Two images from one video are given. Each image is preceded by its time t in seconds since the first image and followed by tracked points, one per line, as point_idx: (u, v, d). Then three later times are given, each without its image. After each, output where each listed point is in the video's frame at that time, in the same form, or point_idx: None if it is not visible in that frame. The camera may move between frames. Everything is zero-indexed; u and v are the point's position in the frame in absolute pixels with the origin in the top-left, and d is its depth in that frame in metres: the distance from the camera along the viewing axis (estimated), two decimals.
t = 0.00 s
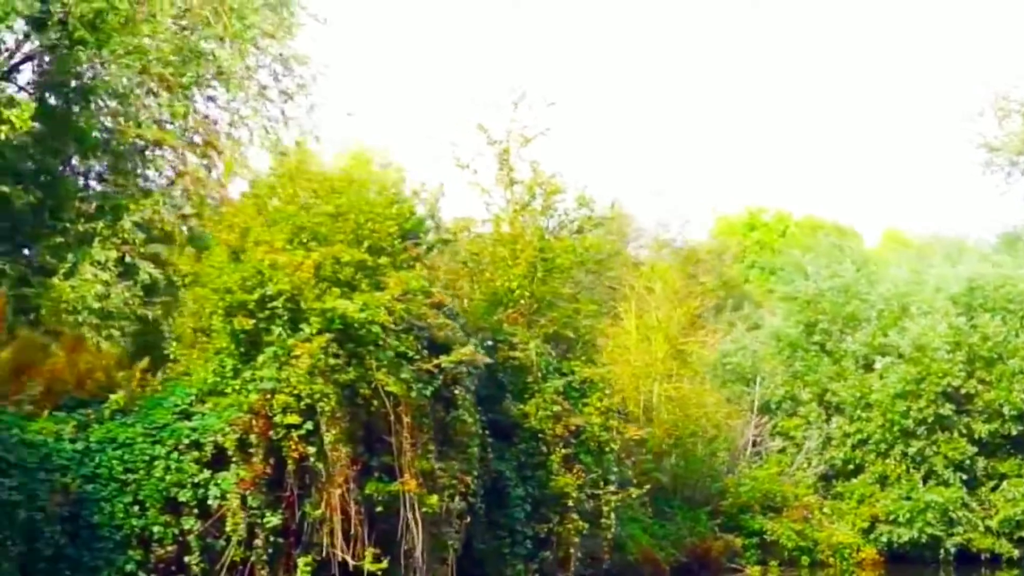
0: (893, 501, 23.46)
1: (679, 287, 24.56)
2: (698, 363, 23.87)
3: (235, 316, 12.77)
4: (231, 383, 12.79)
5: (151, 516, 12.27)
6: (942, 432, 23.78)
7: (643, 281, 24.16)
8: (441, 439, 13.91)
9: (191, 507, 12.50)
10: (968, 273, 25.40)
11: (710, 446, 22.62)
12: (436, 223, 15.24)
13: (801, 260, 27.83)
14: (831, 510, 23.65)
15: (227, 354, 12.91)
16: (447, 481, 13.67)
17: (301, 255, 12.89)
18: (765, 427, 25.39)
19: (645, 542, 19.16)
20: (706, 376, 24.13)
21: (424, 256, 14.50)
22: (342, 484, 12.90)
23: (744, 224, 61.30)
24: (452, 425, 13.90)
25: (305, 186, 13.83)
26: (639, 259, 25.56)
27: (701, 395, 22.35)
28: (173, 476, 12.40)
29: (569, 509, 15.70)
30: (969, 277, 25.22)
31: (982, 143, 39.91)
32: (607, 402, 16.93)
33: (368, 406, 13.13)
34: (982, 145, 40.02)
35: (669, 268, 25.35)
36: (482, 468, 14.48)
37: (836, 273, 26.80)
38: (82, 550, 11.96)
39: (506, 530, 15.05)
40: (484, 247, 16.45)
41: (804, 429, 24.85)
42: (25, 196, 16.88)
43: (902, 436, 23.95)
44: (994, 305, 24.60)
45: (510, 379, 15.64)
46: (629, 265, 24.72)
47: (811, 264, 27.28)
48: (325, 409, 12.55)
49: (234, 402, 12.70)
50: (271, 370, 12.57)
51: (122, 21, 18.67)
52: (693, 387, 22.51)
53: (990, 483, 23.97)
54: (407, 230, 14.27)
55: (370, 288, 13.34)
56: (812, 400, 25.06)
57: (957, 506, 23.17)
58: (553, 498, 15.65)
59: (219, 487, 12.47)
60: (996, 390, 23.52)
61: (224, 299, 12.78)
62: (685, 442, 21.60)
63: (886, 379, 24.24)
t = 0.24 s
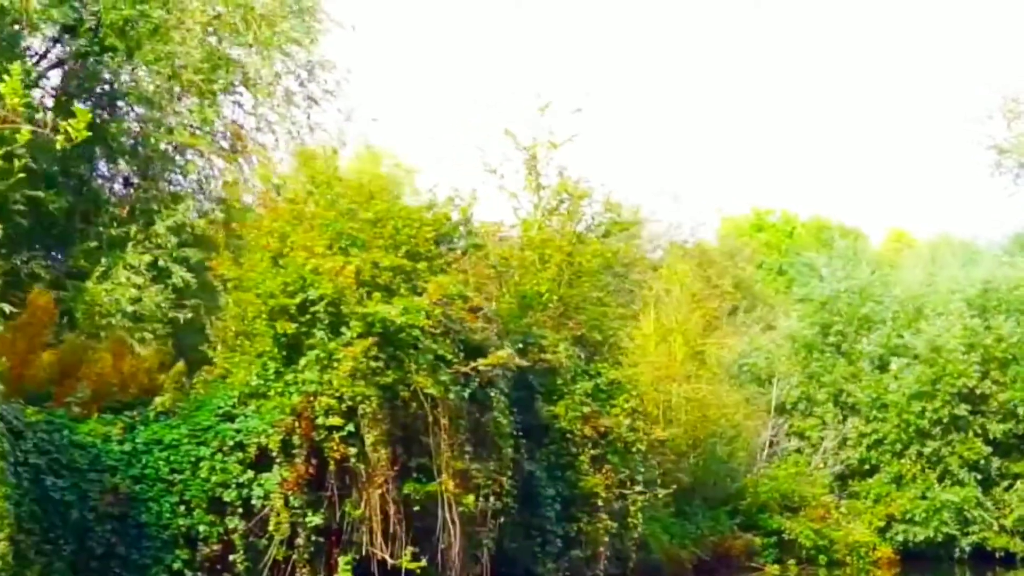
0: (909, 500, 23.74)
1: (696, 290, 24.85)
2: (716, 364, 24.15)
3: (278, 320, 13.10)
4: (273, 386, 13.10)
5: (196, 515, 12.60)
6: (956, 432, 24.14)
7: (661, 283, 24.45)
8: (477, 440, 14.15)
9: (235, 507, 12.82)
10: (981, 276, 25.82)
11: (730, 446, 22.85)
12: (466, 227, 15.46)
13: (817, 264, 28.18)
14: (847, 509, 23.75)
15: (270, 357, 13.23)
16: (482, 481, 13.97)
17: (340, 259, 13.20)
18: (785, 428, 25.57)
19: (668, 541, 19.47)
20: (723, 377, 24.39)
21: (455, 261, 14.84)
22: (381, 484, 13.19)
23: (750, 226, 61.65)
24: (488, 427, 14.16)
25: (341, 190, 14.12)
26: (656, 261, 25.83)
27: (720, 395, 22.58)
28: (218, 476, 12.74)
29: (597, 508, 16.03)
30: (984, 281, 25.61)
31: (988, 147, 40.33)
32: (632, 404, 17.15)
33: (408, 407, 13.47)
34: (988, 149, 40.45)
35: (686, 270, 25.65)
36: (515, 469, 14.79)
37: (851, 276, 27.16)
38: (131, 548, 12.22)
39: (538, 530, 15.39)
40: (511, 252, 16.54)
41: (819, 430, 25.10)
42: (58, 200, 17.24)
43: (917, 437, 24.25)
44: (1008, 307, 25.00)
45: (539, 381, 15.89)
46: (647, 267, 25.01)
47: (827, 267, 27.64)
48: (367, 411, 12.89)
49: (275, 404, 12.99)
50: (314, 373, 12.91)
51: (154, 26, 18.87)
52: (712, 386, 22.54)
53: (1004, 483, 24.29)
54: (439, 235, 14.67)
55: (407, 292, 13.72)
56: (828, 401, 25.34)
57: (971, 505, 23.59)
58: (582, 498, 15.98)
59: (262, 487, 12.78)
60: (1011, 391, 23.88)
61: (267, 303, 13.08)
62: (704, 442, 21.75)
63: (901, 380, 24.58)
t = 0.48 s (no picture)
0: (926, 500, 24.07)
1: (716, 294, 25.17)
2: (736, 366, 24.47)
3: (325, 326, 13.56)
4: (322, 390, 13.51)
5: (248, 516, 12.95)
6: (973, 434, 24.48)
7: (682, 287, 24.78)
8: (517, 442, 14.53)
9: (285, 508, 13.17)
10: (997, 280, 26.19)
11: (751, 448, 23.14)
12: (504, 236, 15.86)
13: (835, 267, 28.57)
14: (865, 510, 24.07)
15: (318, 362, 13.66)
16: (522, 483, 14.30)
17: (386, 267, 13.60)
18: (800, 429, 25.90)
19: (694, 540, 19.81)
20: (743, 379, 24.71)
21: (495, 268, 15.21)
22: (425, 486, 13.54)
23: (758, 228, 62.03)
24: (527, 429, 14.55)
25: (385, 199, 14.57)
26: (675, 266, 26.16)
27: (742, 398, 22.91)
28: (269, 478, 13.08)
29: (630, 508, 16.41)
30: (1001, 284, 25.98)
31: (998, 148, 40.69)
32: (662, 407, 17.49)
33: (451, 411, 13.84)
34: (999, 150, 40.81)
35: (706, 274, 25.98)
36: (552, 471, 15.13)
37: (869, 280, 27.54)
38: (186, 548, 12.53)
39: (574, 530, 15.73)
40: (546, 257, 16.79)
41: (836, 432, 25.41)
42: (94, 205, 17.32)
43: (934, 438, 24.58)
44: None
45: (574, 384, 16.25)
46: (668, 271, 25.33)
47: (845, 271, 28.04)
48: (414, 415, 13.28)
49: (323, 408, 13.34)
50: (362, 377, 13.31)
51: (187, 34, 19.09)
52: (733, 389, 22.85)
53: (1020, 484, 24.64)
54: (481, 242, 15.07)
55: (449, 298, 14.08)
56: (846, 403, 25.67)
57: (988, 507, 23.95)
58: (615, 498, 16.34)
59: (311, 489, 13.12)
60: None
61: (317, 310, 13.54)
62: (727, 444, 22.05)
63: (919, 382, 24.93)
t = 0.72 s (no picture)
0: (943, 501, 24.41)
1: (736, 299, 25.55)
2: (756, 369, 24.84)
3: (370, 332, 13.96)
4: (367, 395, 13.87)
5: (297, 517, 13.30)
6: (990, 436, 24.81)
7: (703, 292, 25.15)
8: (555, 445, 14.85)
9: (333, 509, 13.49)
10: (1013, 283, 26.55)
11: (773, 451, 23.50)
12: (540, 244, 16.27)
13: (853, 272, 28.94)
14: (883, 511, 24.45)
15: (364, 367, 13.99)
16: (561, 485, 14.65)
17: (430, 274, 13.97)
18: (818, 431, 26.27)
19: (720, 540, 20.17)
20: (763, 382, 25.07)
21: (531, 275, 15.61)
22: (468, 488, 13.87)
23: (768, 231, 62.42)
24: (565, 432, 14.91)
25: (427, 209, 15.00)
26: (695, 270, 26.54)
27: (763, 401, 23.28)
28: (317, 480, 13.42)
29: (661, 509, 16.76)
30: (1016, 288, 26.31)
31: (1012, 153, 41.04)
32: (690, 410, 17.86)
33: (493, 415, 14.20)
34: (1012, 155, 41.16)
35: (726, 278, 26.36)
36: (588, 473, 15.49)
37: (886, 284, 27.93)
38: (239, 549, 12.88)
39: (607, 531, 16.08)
40: (577, 263, 17.22)
41: (853, 434, 25.81)
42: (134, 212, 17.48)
43: (951, 440, 24.93)
44: None
45: (607, 389, 16.63)
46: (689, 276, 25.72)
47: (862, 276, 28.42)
48: (458, 418, 13.64)
49: (370, 412, 13.70)
50: (407, 382, 13.69)
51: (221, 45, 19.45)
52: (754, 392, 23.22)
53: None
54: (520, 249, 15.47)
55: (490, 305, 14.47)
56: (864, 405, 26.03)
57: (1007, 508, 24.23)
58: (647, 500, 16.69)
59: (358, 491, 13.43)
60: None
61: (362, 316, 13.93)
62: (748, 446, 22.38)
63: (936, 385, 25.29)
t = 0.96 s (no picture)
0: (961, 502, 24.69)
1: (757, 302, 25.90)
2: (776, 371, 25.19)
3: (413, 337, 14.31)
4: (411, 400, 14.22)
5: (344, 518, 13.59)
6: (1006, 437, 25.13)
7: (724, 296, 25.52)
8: (592, 447, 15.14)
9: (378, 510, 13.74)
10: None
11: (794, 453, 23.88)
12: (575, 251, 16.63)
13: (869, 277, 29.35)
14: (901, 512, 24.69)
15: (408, 371, 14.36)
16: (597, 486, 14.97)
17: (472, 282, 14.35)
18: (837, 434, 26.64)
19: (745, 541, 20.50)
20: (783, 384, 25.42)
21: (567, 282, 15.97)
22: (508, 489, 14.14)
23: (775, 234, 62.84)
24: (602, 434, 15.21)
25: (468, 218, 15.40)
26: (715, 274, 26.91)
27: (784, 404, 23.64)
28: (363, 482, 13.71)
29: (691, 511, 17.09)
30: None
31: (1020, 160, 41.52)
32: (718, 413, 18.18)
33: (532, 419, 14.54)
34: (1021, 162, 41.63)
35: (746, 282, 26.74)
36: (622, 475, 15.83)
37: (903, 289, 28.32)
38: (288, 549, 13.22)
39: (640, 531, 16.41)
40: (609, 269, 17.60)
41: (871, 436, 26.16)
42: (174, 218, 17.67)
43: (968, 442, 25.25)
44: None
45: (638, 392, 17.00)
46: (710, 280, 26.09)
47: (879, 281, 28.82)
48: (500, 421, 13.98)
49: (414, 416, 14.04)
50: (450, 387, 14.04)
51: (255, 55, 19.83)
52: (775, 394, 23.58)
53: None
54: (556, 257, 15.86)
55: (529, 312, 14.85)
56: (881, 407, 26.36)
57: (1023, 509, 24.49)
58: (677, 501, 17.02)
59: (402, 492, 13.68)
60: None
61: (405, 322, 14.30)
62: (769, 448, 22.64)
63: (952, 387, 25.65)
